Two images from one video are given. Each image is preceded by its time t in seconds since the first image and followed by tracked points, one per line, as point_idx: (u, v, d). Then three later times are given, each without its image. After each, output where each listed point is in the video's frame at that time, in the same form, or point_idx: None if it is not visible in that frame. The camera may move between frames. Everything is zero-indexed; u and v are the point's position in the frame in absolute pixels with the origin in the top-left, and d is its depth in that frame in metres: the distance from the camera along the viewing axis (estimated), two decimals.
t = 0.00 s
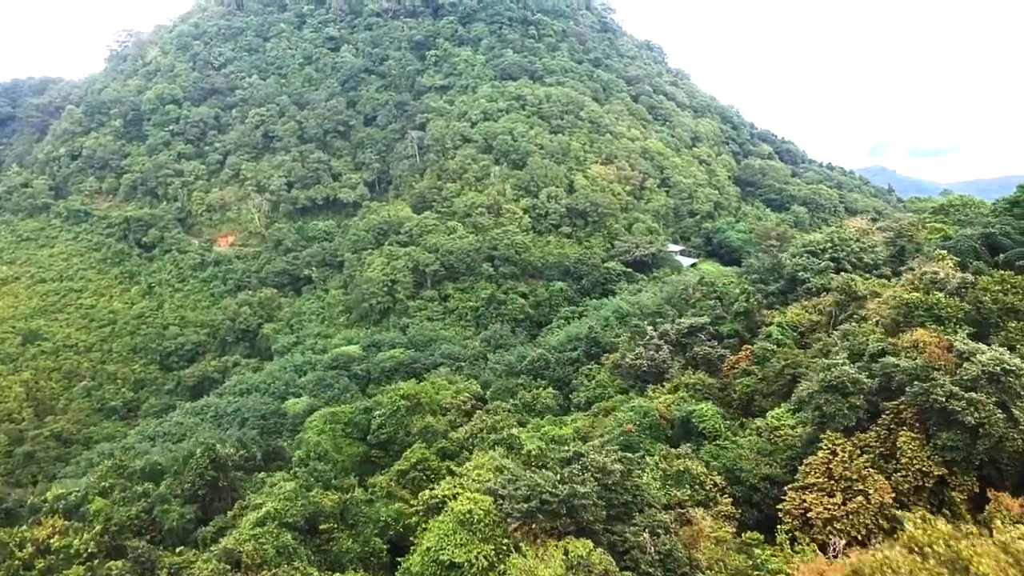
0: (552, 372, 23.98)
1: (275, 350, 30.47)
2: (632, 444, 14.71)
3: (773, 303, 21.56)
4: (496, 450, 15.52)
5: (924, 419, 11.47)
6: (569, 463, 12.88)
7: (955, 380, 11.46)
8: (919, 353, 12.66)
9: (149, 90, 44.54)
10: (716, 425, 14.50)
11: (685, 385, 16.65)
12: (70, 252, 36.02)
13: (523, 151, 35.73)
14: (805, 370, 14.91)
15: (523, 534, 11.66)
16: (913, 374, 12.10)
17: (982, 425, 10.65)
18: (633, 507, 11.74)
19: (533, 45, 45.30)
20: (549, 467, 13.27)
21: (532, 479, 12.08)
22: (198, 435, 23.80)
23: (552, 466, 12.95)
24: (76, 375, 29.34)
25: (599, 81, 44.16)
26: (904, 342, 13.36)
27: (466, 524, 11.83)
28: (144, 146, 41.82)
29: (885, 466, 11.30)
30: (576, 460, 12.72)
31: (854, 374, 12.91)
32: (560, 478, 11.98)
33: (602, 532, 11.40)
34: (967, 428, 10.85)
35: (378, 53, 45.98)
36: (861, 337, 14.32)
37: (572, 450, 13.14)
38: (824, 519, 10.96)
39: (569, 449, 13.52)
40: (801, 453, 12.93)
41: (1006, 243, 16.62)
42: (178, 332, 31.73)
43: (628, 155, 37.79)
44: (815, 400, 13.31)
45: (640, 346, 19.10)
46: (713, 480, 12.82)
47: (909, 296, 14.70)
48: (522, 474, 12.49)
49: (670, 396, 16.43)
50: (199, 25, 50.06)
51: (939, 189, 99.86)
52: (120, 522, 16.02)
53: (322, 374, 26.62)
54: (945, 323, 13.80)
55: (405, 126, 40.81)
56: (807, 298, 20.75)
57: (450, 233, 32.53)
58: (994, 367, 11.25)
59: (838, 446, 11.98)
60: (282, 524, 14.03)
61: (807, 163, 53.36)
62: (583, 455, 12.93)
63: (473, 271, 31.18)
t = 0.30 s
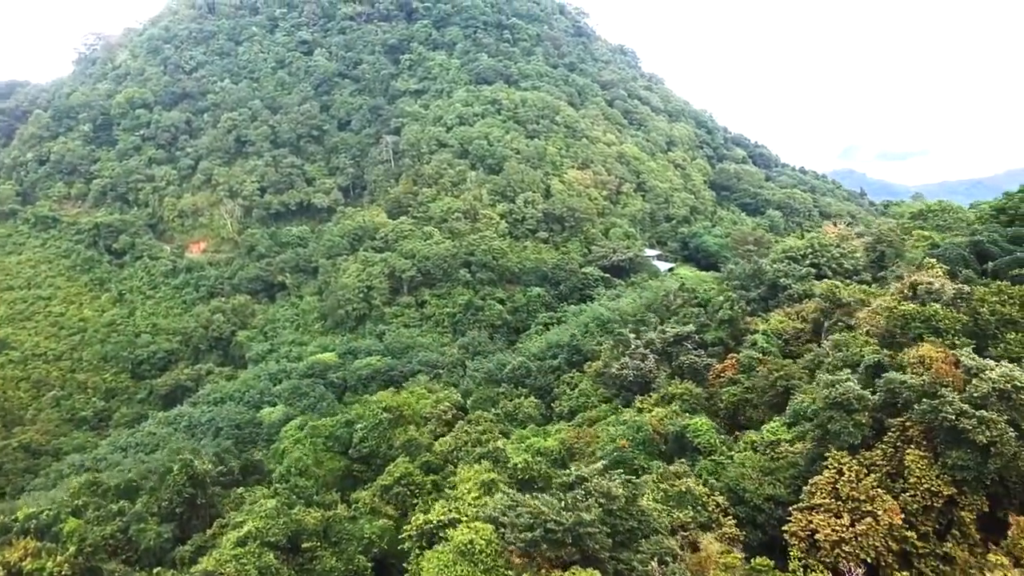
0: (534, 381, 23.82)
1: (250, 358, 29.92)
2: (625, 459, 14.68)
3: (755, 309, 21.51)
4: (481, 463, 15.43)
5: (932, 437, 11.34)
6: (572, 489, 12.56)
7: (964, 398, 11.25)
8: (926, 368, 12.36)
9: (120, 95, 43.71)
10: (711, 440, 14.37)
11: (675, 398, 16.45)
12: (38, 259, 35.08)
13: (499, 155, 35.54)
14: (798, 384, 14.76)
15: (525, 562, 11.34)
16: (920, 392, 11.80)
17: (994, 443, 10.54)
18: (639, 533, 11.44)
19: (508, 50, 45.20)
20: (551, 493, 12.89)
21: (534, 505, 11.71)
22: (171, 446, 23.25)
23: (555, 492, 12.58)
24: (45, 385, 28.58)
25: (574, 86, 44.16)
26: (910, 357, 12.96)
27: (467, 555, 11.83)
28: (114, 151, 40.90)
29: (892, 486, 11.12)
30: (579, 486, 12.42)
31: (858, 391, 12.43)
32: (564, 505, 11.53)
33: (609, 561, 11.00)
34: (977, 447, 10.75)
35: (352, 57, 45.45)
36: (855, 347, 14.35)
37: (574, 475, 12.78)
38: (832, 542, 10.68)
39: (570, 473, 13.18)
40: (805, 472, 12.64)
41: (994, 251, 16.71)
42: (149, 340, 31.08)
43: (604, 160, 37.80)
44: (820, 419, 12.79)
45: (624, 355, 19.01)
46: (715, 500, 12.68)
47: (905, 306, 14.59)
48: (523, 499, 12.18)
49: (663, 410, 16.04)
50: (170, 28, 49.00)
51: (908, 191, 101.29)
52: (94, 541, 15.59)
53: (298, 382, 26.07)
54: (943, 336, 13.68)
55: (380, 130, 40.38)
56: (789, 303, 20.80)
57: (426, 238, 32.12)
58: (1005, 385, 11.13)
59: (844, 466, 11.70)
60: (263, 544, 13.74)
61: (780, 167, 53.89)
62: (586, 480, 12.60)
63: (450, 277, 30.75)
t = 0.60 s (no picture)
0: (509, 389, 23.55)
1: (218, 367, 29.24)
2: (615, 476, 14.36)
3: (732, 316, 21.47)
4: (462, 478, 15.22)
5: (935, 456, 11.33)
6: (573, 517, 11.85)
7: (969, 416, 11.37)
8: (928, 385, 12.38)
9: (81, 98, 42.51)
10: (702, 456, 14.16)
11: (658, 409, 16.22)
12: None
13: (470, 160, 35.26)
14: (788, 397, 14.93)
15: None
16: (922, 409, 11.77)
17: (1001, 463, 10.63)
18: (641, 563, 10.89)
19: (477, 54, 45.01)
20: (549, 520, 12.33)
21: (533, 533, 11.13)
22: (138, 459, 22.54)
23: (553, 520, 11.86)
24: (7, 396, 27.91)
25: (544, 91, 44.12)
26: (911, 371, 13.12)
27: None
28: (75, 157, 39.74)
29: (895, 507, 11.08)
30: (580, 514, 11.63)
31: (858, 408, 12.41)
32: (565, 534, 10.98)
33: None
34: (982, 466, 10.82)
35: (319, 60, 44.79)
36: (845, 359, 14.35)
37: (574, 502, 12.14)
38: (836, 565, 10.53)
39: (568, 499, 12.59)
40: (804, 491, 12.63)
41: (977, 259, 16.80)
42: (114, 349, 30.13)
43: (575, 165, 37.77)
44: (820, 437, 12.73)
45: (604, 364, 18.92)
46: (713, 522, 12.46)
47: (898, 317, 14.52)
48: (521, 527, 11.68)
49: (649, 424, 15.80)
50: (133, 31, 47.91)
51: (871, 195, 103.04)
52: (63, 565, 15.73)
53: (268, 391, 25.47)
54: (938, 349, 13.74)
55: (348, 135, 39.79)
56: (766, 310, 20.83)
57: (397, 245, 31.81)
58: (1010, 403, 11.31)
59: (845, 486, 11.58)
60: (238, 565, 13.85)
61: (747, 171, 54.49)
62: (586, 507, 11.89)
63: (421, 283, 30.45)
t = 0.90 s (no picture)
0: (486, 403, 23.25)
1: (186, 379, 28.57)
2: (605, 499, 14.11)
3: (710, 326, 21.46)
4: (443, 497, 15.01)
5: (941, 478, 11.30)
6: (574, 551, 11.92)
7: (977, 438, 11.45)
8: (932, 407, 12.27)
9: (44, 106, 41.40)
10: (694, 476, 13.93)
11: (642, 424, 16.20)
12: None
13: (442, 169, 34.96)
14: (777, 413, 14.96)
15: None
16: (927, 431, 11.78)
17: (1010, 487, 10.64)
18: None
19: (448, 62, 44.83)
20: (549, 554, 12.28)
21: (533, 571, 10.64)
22: (105, 477, 21.84)
23: (554, 553, 12.01)
24: None
25: (515, 99, 44.06)
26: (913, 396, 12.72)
27: None
28: (38, 165, 38.66)
29: (902, 532, 11.01)
30: (581, 548, 11.81)
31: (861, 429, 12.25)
32: (568, 571, 11.25)
33: None
34: (992, 491, 10.82)
35: (288, 68, 44.16)
36: (834, 374, 14.50)
37: (575, 534, 12.15)
38: None
39: (568, 530, 12.42)
40: (804, 515, 12.47)
41: (960, 270, 16.95)
42: (79, 361, 29.21)
43: (547, 172, 37.68)
44: (820, 458, 12.50)
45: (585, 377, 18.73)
46: (713, 548, 12.06)
47: (892, 335, 14.28)
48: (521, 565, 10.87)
49: (638, 442, 15.56)
50: (98, 38, 46.85)
51: (839, 202, 104.44)
52: None
53: (239, 404, 24.88)
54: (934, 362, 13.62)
55: (318, 143, 39.21)
56: (745, 320, 20.76)
57: (368, 254, 31.32)
58: (1017, 425, 11.39)
59: (849, 511, 11.40)
60: None
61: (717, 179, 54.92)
62: (587, 540, 11.98)
63: (394, 293, 29.98)
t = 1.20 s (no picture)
0: (465, 418, 22.91)
1: (156, 396, 27.82)
2: (599, 525, 13.65)
3: (690, 340, 21.42)
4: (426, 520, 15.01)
5: (950, 504, 11.21)
6: None
7: (989, 464, 11.41)
8: (940, 430, 12.25)
9: (6, 116, 40.27)
10: (688, 500, 13.77)
11: (625, 441, 16.01)
12: None
13: (415, 180, 34.68)
14: (767, 433, 14.90)
15: None
16: (936, 456, 11.63)
17: None
18: None
19: (420, 72, 44.64)
20: None
21: None
22: (71, 499, 21.05)
23: None
24: None
25: (488, 109, 43.96)
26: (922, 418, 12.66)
27: None
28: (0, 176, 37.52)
29: (910, 560, 10.89)
30: None
31: (866, 454, 12.04)
32: None
33: None
34: (1005, 519, 10.76)
35: (258, 79, 43.55)
36: (827, 393, 14.55)
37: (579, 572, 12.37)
38: None
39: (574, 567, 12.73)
40: (809, 544, 12.20)
41: (948, 285, 16.90)
42: (45, 376, 28.22)
43: (520, 183, 37.56)
44: (824, 484, 12.21)
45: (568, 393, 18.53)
46: None
47: (888, 352, 14.30)
48: None
49: (629, 464, 15.34)
50: (63, 47, 45.78)
51: (807, 212, 106.06)
52: None
53: (210, 420, 24.23)
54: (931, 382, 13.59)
55: (289, 154, 38.63)
56: (725, 333, 20.74)
57: (340, 266, 30.83)
58: None
59: (857, 540, 11.22)
60: None
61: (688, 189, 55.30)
62: None
63: (367, 306, 29.52)
